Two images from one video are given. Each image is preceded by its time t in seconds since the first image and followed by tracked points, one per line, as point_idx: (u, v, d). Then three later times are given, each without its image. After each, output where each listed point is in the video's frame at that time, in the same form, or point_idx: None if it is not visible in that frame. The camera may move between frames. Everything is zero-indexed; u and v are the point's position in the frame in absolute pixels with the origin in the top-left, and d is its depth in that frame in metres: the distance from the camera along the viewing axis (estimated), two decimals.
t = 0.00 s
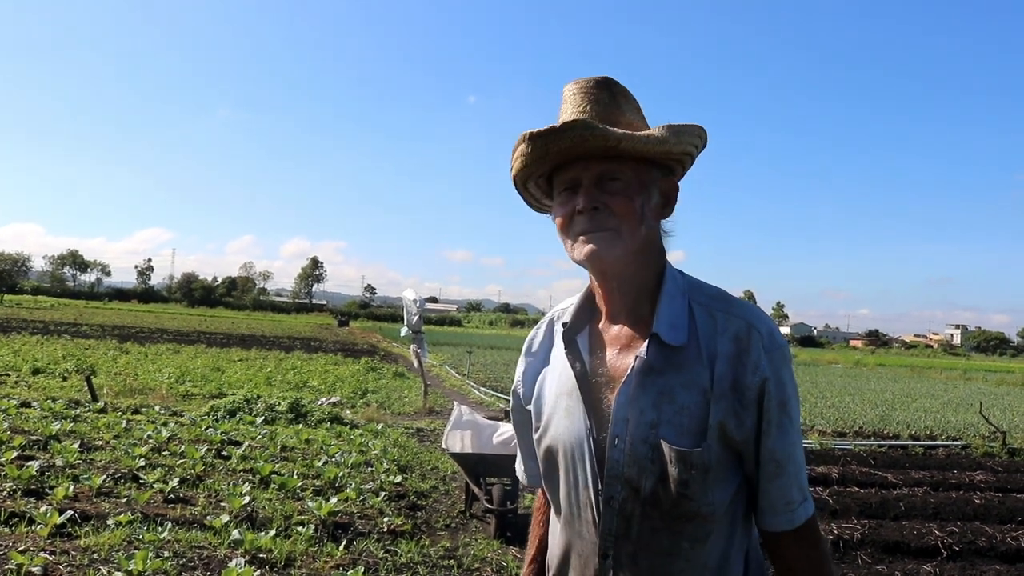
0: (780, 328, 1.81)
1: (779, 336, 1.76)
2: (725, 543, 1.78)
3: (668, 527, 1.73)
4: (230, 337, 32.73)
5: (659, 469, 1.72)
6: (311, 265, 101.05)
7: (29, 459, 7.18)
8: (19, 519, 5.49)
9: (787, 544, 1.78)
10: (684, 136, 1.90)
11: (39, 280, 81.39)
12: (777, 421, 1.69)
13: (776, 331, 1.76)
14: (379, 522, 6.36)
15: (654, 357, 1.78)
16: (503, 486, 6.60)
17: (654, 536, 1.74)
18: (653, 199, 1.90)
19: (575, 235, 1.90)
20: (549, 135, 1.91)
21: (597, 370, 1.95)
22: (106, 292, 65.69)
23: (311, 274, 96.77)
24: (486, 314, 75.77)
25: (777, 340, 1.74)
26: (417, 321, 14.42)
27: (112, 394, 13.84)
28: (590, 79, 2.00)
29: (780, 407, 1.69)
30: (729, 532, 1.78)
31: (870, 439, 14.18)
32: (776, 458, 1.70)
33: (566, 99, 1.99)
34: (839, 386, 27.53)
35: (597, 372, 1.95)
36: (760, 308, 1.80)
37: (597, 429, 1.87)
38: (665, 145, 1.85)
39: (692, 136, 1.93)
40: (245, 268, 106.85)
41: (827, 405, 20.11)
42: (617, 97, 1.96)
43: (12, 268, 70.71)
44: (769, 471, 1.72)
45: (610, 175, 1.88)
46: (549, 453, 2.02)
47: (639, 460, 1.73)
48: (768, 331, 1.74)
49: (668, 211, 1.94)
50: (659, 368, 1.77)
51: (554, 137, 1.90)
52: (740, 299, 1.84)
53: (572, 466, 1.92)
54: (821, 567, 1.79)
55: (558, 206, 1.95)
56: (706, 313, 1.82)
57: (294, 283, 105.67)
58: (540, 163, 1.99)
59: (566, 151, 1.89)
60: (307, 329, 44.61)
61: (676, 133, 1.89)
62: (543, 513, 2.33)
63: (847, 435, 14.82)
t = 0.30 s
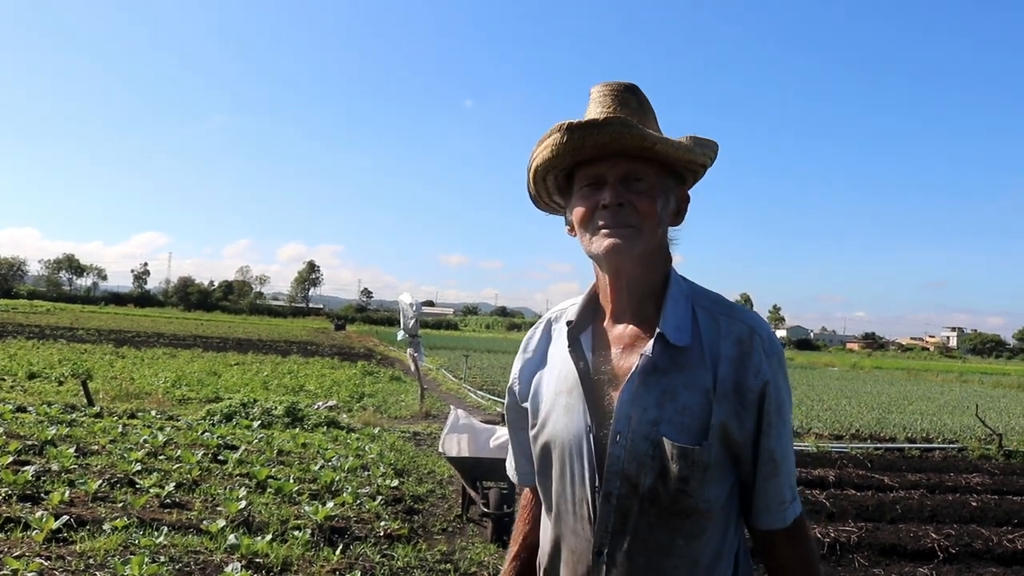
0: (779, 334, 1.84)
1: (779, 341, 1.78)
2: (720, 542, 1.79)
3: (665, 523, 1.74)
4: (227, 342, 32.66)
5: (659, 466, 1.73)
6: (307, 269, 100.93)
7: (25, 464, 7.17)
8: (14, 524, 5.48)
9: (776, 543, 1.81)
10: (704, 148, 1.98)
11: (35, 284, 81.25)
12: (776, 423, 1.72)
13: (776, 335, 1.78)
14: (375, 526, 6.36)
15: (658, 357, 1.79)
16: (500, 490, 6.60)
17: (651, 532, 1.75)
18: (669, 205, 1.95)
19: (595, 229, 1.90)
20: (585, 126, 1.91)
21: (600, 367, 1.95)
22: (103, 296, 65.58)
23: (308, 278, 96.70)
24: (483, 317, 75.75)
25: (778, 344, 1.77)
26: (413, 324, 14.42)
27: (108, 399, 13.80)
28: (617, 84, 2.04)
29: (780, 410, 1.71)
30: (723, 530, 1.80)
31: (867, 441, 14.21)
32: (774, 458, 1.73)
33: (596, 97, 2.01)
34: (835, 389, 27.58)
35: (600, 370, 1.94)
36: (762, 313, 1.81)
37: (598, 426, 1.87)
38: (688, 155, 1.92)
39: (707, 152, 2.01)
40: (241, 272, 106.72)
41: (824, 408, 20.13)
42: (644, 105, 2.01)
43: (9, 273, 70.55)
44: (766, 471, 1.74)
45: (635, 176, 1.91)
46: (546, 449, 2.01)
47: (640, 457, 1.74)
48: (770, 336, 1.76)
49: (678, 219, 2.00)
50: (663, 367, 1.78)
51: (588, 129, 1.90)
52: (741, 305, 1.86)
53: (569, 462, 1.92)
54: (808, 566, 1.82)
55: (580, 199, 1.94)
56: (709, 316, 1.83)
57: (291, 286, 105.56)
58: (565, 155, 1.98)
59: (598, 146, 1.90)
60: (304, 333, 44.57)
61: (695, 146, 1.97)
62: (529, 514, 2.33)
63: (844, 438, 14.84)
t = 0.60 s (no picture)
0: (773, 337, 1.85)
1: (773, 345, 1.80)
2: (713, 541, 1.79)
3: (659, 521, 1.75)
4: (223, 344, 32.60)
5: (654, 465, 1.74)
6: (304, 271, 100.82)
7: (20, 467, 7.15)
8: (10, 527, 5.47)
9: (766, 542, 1.82)
10: (702, 156, 2.00)
11: (32, 287, 81.32)
12: (770, 425, 1.73)
13: (770, 340, 1.80)
14: (372, 528, 6.36)
15: (655, 358, 1.80)
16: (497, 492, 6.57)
17: (646, 530, 1.76)
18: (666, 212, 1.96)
19: (595, 233, 1.90)
20: (587, 130, 1.92)
21: (598, 368, 1.96)
22: (100, 298, 65.48)
23: (304, 281, 96.58)
24: (480, 319, 75.74)
25: (772, 348, 1.78)
26: (410, 326, 14.42)
27: (104, 401, 13.77)
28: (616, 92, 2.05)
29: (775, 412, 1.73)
30: (718, 529, 1.80)
31: (864, 443, 14.24)
32: (767, 459, 1.74)
33: (596, 105, 2.02)
34: (831, 391, 27.61)
35: (597, 371, 1.95)
36: (757, 317, 1.83)
37: (595, 427, 1.88)
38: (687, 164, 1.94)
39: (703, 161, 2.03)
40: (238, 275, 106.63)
41: (820, 409, 20.18)
42: (643, 114, 2.03)
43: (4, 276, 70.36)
44: (759, 472, 1.75)
45: (634, 180, 1.92)
46: (542, 449, 2.02)
47: (637, 457, 1.75)
48: (765, 340, 1.78)
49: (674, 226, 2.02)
50: (660, 368, 1.79)
51: (590, 134, 1.91)
52: (737, 309, 1.87)
53: (565, 462, 1.93)
54: (798, 565, 1.83)
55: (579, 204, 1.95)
56: (706, 320, 1.84)
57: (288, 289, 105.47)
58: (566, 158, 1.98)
59: (600, 149, 1.91)
60: (300, 336, 44.52)
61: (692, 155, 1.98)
62: (523, 512, 2.35)
63: (840, 439, 14.88)
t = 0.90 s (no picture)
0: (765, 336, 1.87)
1: (766, 343, 1.82)
2: (709, 536, 1.80)
3: (656, 517, 1.75)
4: (220, 345, 32.56)
5: (651, 462, 1.74)
6: (301, 272, 100.71)
7: (17, 468, 7.14)
8: (5, 529, 5.45)
9: (762, 537, 1.84)
10: (685, 155, 2.01)
11: (28, 287, 81.23)
12: (764, 420, 1.75)
13: (763, 337, 1.82)
14: (369, 530, 6.36)
15: (650, 357, 1.81)
16: (493, 493, 6.60)
17: (643, 525, 1.76)
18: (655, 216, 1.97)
19: (587, 246, 1.92)
20: (571, 145, 1.91)
21: (594, 368, 1.97)
22: (96, 298, 65.37)
23: (301, 282, 96.50)
24: (477, 321, 75.74)
25: (765, 346, 1.80)
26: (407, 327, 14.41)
27: (100, 402, 13.75)
28: (596, 98, 2.04)
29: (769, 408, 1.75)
30: (713, 525, 1.81)
31: (860, 445, 14.26)
32: (762, 455, 1.76)
33: (577, 116, 2.02)
34: (828, 392, 27.66)
35: (593, 371, 1.96)
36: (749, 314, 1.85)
37: (591, 426, 1.89)
38: (672, 165, 1.94)
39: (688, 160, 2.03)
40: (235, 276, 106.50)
41: (817, 411, 20.21)
42: (624, 118, 2.02)
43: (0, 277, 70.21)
44: (755, 467, 1.77)
45: (621, 189, 1.93)
46: (539, 449, 2.02)
47: (633, 453, 1.75)
48: (757, 337, 1.80)
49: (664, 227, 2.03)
50: (655, 367, 1.79)
51: (575, 148, 1.91)
52: (730, 308, 1.89)
53: (562, 461, 1.93)
54: (795, 560, 1.85)
55: (569, 218, 1.97)
56: (699, 319, 1.86)
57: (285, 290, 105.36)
58: (553, 172, 1.99)
59: (585, 163, 1.91)
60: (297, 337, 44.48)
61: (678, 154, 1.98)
62: (520, 514, 2.35)
63: (836, 441, 14.91)
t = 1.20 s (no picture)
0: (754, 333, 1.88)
1: (754, 340, 1.82)
2: (702, 533, 1.80)
3: (648, 515, 1.76)
4: (217, 345, 32.54)
5: (641, 460, 1.76)
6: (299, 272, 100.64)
7: (13, 468, 7.13)
8: (3, 528, 5.45)
9: (756, 532, 1.85)
10: (662, 154, 2.00)
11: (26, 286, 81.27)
12: (754, 416, 1.75)
13: (750, 334, 1.82)
14: (366, 530, 6.36)
15: (638, 358, 1.82)
16: (490, 493, 6.65)
17: (635, 523, 1.77)
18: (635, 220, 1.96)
19: (570, 260, 1.93)
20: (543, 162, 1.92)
21: (582, 369, 1.98)
22: (93, 298, 65.29)
23: (299, 282, 96.46)
24: (474, 321, 75.74)
25: (753, 343, 1.81)
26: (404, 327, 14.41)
27: (97, 402, 13.73)
28: (566, 108, 2.05)
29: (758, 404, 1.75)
30: (706, 522, 1.82)
31: (857, 446, 14.29)
32: (753, 451, 1.77)
33: (550, 129, 2.02)
34: (825, 393, 27.70)
35: (582, 371, 1.97)
36: (737, 311, 1.85)
37: (581, 426, 1.90)
38: (648, 168, 1.92)
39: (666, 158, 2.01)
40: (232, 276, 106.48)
41: (813, 412, 20.25)
42: (595, 125, 2.02)
43: None
44: (745, 464, 1.77)
45: (599, 199, 1.93)
46: (533, 451, 2.04)
47: (624, 453, 1.77)
48: (744, 335, 1.80)
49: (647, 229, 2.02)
50: (643, 367, 1.81)
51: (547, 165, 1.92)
52: (717, 307, 1.90)
53: (555, 462, 1.95)
54: (788, 556, 1.85)
55: (549, 232, 1.98)
56: (687, 318, 1.86)
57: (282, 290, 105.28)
58: (531, 188, 2.01)
59: (558, 177, 1.92)
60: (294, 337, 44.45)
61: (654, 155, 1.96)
62: (518, 515, 2.37)
63: (833, 442, 14.93)
